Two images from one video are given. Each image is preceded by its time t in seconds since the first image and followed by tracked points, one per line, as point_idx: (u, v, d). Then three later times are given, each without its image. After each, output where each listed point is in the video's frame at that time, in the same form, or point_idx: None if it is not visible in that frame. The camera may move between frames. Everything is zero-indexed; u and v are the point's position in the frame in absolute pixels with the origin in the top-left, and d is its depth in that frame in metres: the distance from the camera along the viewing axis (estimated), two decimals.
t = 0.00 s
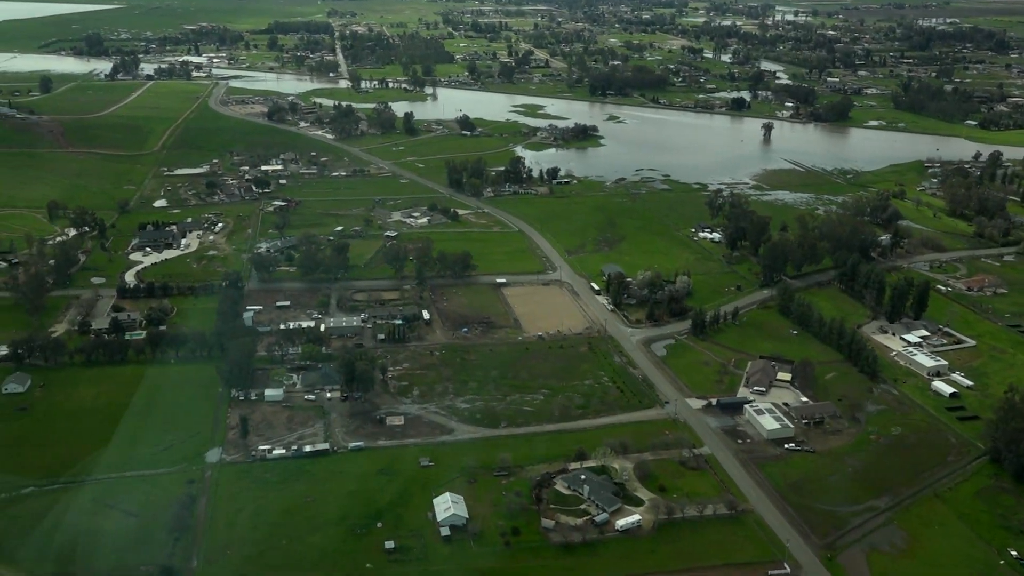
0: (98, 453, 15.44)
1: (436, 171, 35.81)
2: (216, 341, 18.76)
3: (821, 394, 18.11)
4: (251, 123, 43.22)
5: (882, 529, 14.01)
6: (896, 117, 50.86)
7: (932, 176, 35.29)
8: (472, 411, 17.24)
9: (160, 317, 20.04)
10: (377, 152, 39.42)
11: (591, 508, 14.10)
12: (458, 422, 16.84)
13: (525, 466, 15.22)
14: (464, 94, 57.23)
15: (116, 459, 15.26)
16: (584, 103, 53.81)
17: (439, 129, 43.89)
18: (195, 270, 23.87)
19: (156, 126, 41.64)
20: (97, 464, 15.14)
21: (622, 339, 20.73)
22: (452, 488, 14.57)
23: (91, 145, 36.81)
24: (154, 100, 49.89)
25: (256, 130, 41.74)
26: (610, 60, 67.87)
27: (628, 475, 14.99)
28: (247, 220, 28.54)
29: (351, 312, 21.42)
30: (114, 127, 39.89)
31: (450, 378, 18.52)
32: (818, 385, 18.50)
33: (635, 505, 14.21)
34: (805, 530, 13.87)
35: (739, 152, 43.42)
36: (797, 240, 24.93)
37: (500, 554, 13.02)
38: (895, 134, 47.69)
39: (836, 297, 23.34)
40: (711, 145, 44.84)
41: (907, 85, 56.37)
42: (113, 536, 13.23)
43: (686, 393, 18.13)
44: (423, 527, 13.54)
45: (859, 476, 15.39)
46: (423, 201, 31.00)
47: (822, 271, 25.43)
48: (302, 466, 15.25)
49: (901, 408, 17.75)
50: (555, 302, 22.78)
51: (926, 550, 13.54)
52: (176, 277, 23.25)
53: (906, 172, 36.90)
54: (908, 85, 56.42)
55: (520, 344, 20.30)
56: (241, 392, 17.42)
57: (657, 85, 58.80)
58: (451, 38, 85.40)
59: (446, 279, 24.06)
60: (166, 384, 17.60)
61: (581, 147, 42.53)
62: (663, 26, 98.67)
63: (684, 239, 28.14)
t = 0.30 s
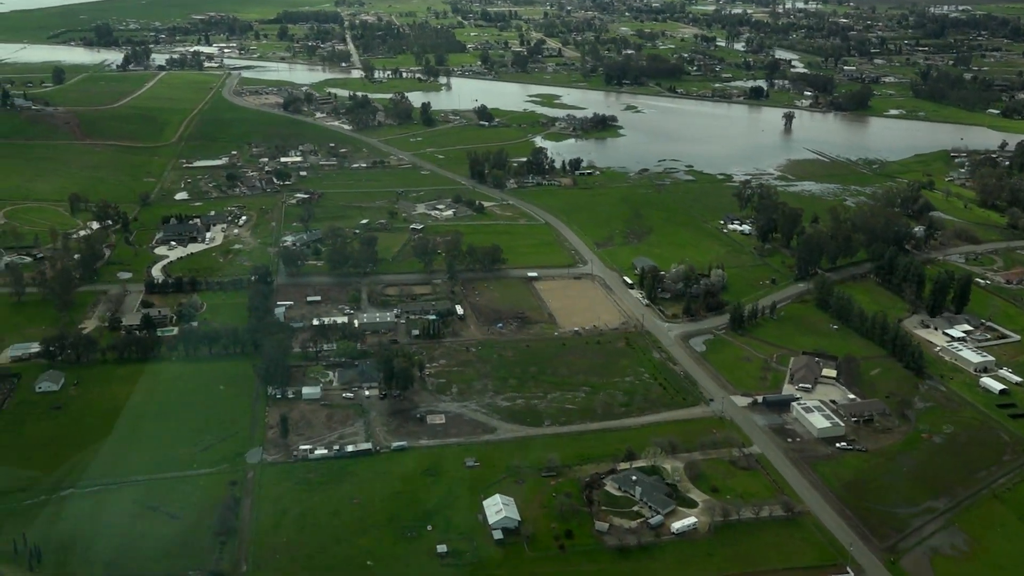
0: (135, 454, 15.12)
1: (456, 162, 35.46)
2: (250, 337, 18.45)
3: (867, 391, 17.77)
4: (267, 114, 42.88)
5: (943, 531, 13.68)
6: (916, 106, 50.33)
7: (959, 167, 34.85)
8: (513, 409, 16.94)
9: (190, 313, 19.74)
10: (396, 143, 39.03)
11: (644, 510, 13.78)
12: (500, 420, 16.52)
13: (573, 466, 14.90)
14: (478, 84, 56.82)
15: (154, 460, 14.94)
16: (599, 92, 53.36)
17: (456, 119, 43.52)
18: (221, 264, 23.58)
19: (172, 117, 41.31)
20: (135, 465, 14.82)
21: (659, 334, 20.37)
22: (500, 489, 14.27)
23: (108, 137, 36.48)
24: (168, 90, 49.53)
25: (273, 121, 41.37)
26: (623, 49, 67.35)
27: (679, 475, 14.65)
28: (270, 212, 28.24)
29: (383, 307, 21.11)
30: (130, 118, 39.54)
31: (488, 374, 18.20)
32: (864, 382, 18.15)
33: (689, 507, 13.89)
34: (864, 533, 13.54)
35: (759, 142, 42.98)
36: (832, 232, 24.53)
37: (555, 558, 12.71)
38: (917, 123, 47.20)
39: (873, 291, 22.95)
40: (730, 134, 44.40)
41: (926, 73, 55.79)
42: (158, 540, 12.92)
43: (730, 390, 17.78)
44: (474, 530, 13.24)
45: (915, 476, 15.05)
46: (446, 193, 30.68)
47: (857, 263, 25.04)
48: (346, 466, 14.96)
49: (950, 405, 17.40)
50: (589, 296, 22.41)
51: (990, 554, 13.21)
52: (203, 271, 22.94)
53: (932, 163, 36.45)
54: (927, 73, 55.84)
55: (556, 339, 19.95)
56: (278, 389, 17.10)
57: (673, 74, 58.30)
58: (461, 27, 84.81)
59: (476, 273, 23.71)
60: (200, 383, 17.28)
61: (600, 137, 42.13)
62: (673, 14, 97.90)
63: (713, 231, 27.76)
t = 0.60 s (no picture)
0: (174, 455, 14.82)
1: (477, 154, 35.08)
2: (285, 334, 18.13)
3: (916, 389, 17.40)
4: (284, 106, 42.49)
5: (1007, 534, 13.34)
6: (937, 95, 49.73)
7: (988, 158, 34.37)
8: (556, 408, 16.60)
9: (222, 309, 19.44)
10: (415, 135, 38.65)
11: (700, 513, 13.46)
12: (543, 419, 16.17)
13: (623, 466, 14.57)
14: (492, 74, 56.36)
15: (195, 462, 14.64)
16: (616, 82, 52.88)
17: (474, 110, 43.12)
18: (249, 259, 23.26)
19: (188, 109, 40.95)
20: (175, 468, 14.52)
21: (698, 330, 19.99)
22: (550, 491, 13.95)
23: (125, 130, 36.15)
24: (182, 82, 49.16)
25: (289, 113, 41.00)
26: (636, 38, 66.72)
27: (732, 477, 14.32)
28: (293, 206, 27.90)
29: (416, 302, 20.77)
30: (146, 110, 39.19)
31: (528, 372, 17.86)
32: (911, 379, 17.78)
33: (745, 510, 13.55)
34: (927, 536, 13.20)
35: (780, 132, 42.49)
36: (868, 225, 24.10)
37: (613, 563, 12.39)
38: (939, 112, 46.63)
39: (913, 286, 22.53)
40: (751, 125, 43.90)
41: (946, 61, 55.11)
42: (204, 545, 12.61)
43: (775, 388, 17.42)
44: (528, 534, 12.93)
45: (973, 476, 14.70)
46: (470, 185, 30.31)
47: (892, 256, 24.62)
48: (391, 467, 14.63)
49: (1002, 403, 17.02)
50: (624, 291, 22.04)
51: None
52: (231, 267, 22.63)
53: (959, 153, 35.96)
54: (947, 62, 55.16)
55: (594, 335, 19.59)
56: (315, 388, 16.77)
57: (689, 63, 57.74)
58: (471, 17, 84.16)
59: (507, 267, 23.35)
60: (237, 382, 16.99)
61: (620, 127, 41.69)
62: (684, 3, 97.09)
63: (744, 224, 27.35)
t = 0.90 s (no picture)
0: (216, 457, 14.55)
1: (499, 147, 34.74)
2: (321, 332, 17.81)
3: (966, 387, 17.04)
4: (300, 99, 42.18)
5: None
6: (958, 85, 49.18)
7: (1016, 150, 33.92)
8: (600, 407, 16.26)
9: (254, 307, 19.14)
10: (434, 128, 38.30)
11: (758, 518, 13.12)
12: (588, 420, 15.82)
13: (675, 468, 14.23)
14: (506, 66, 55.99)
15: (237, 464, 14.37)
16: (632, 74, 52.47)
17: (491, 103, 42.77)
18: (276, 255, 22.95)
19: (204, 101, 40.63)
20: (218, 470, 14.25)
21: (738, 326, 19.62)
22: (602, 494, 13.62)
23: (143, 123, 35.83)
24: (196, 75, 48.82)
25: (306, 105, 40.68)
26: (650, 29, 66.21)
27: (786, 480, 13.97)
28: (317, 200, 27.59)
29: (450, 298, 20.43)
30: (162, 103, 38.86)
31: (568, 370, 17.51)
32: (960, 377, 17.42)
33: (804, 514, 13.21)
34: (992, 541, 12.85)
35: (802, 123, 42.06)
36: (905, 218, 23.70)
37: (673, 569, 12.07)
38: (960, 102, 46.10)
39: (953, 281, 22.13)
40: (771, 116, 43.47)
41: (965, 50, 54.51)
42: (253, 550, 12.33)
43: (823, 386, 17.07)
44: (583, 539, 12.61)
45: None
46: (494, 179, 29.99)
47: (929, 250, 24.22)
48: (438, 470, 14.31)
49: None
50: (659, 286, 21.68)
51: None
52: (259, 263, 22.30)
53: (986, 144, 35.50)
54: (966, 50, 54.56)
55: (633, 332, 19.20)
56: (354, 388, 16.48)
57: (704, 54, 57.27)
58: (480, 7, 83.58)
59: (539, 263, 23.01)
60: (274, 381, 16.70)
61: (640, 119, 41.31)
62: None
63: (774, 217, 26.95)
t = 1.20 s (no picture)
0: (258, 459, 14.20)
1: (520, 141, 34.40)
2: (358, 331, 17.47)
3: (1018, 385, 16.69)
4: (316, 92, 41.83)
5: None
6: (978, 75, 48.68)
7: None
8: (647, 407, 15.92)
9: (287, 305, 18.81)
10: (452, 121, 37.94)
11: (819, 523, 12.79)
12: (636, 420, 15.47)
13: (730, 471, 13.89)
14: (520, 59, 55.62)
15: (282, 467, 14.03)
16: (647, 66, 52.07)
17: (509, 96, 42.42)
18: (305, 251, 22.63)
19: (220, 95, 40.27)
20: (262, 472, 13.91)
21: (779, 323, 19.24)
22: (657, 498, 13.30)
23: (160, 117, 35.46)
24: (209, 68, 48.43)
25: (323, 99, 40.33)
26: (663, 20, 65.65)
27: (845, 482, 13.63)
28: (342, 195, 27.28)
29: (484, 295, 20.10)
30: (178, 97, 38.50)
31: (611, 368, 17.18)
32: (1011, 375, 17.07)
33: (866, 519, 12.87)
34: None
35: (822, 115, 41.65)
36: (942, 211, 23.31)
37: None
38: (982, 93, 45.63)
39: (994, 276, 21.75)
40: (791, 107, 43.05)
41: (984, 40, 53.95)
42: (306, 557, 12.02)
43: (872, 385, 16.70)
44: (642, 545, 12.31)
45: None
46: (519, 173, 29.66)
47: (966, 244, 23.83)
48: (487, 473, 13.99)
49: None
50: (695, 282, 21.31)
51: None
52: (288, 259, 21.97)
53: (1013, 137, 35.08)
54: (985, 40, 54.00)
55: (673, 330, 18.83)
56: (394, 389, 16.16)
57: (719, 45, 56.80)
58: None
59: (571, 259, 22.66)
60: (313, 382, 16.37)
61: (660, 111, 40.94)
62: None
63: (805, 211, 26.57)
